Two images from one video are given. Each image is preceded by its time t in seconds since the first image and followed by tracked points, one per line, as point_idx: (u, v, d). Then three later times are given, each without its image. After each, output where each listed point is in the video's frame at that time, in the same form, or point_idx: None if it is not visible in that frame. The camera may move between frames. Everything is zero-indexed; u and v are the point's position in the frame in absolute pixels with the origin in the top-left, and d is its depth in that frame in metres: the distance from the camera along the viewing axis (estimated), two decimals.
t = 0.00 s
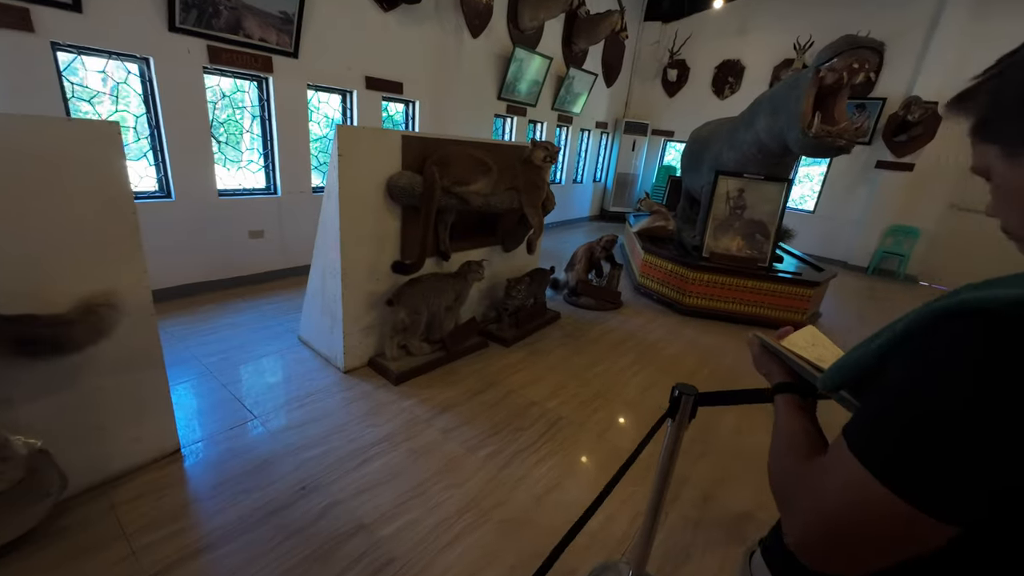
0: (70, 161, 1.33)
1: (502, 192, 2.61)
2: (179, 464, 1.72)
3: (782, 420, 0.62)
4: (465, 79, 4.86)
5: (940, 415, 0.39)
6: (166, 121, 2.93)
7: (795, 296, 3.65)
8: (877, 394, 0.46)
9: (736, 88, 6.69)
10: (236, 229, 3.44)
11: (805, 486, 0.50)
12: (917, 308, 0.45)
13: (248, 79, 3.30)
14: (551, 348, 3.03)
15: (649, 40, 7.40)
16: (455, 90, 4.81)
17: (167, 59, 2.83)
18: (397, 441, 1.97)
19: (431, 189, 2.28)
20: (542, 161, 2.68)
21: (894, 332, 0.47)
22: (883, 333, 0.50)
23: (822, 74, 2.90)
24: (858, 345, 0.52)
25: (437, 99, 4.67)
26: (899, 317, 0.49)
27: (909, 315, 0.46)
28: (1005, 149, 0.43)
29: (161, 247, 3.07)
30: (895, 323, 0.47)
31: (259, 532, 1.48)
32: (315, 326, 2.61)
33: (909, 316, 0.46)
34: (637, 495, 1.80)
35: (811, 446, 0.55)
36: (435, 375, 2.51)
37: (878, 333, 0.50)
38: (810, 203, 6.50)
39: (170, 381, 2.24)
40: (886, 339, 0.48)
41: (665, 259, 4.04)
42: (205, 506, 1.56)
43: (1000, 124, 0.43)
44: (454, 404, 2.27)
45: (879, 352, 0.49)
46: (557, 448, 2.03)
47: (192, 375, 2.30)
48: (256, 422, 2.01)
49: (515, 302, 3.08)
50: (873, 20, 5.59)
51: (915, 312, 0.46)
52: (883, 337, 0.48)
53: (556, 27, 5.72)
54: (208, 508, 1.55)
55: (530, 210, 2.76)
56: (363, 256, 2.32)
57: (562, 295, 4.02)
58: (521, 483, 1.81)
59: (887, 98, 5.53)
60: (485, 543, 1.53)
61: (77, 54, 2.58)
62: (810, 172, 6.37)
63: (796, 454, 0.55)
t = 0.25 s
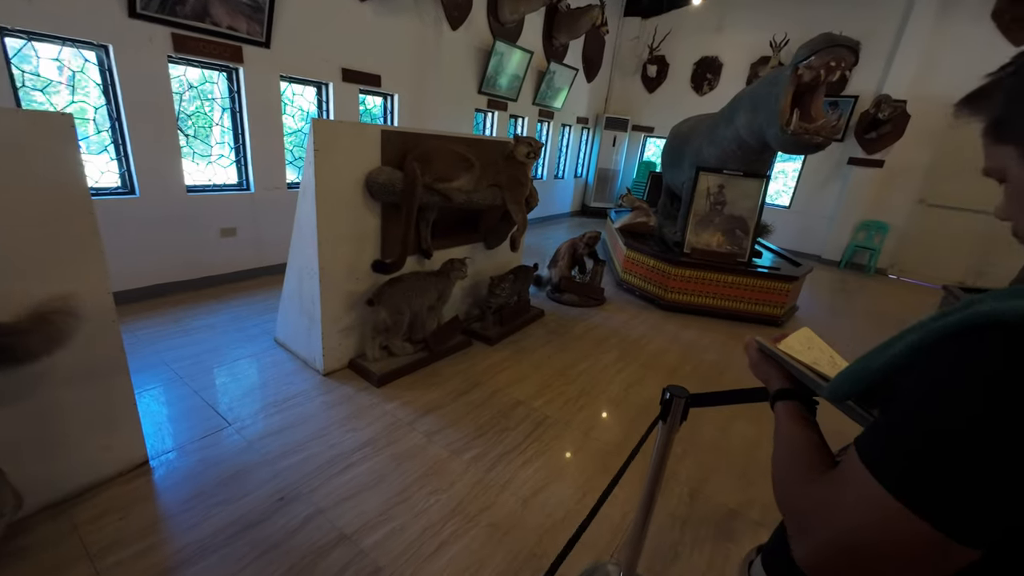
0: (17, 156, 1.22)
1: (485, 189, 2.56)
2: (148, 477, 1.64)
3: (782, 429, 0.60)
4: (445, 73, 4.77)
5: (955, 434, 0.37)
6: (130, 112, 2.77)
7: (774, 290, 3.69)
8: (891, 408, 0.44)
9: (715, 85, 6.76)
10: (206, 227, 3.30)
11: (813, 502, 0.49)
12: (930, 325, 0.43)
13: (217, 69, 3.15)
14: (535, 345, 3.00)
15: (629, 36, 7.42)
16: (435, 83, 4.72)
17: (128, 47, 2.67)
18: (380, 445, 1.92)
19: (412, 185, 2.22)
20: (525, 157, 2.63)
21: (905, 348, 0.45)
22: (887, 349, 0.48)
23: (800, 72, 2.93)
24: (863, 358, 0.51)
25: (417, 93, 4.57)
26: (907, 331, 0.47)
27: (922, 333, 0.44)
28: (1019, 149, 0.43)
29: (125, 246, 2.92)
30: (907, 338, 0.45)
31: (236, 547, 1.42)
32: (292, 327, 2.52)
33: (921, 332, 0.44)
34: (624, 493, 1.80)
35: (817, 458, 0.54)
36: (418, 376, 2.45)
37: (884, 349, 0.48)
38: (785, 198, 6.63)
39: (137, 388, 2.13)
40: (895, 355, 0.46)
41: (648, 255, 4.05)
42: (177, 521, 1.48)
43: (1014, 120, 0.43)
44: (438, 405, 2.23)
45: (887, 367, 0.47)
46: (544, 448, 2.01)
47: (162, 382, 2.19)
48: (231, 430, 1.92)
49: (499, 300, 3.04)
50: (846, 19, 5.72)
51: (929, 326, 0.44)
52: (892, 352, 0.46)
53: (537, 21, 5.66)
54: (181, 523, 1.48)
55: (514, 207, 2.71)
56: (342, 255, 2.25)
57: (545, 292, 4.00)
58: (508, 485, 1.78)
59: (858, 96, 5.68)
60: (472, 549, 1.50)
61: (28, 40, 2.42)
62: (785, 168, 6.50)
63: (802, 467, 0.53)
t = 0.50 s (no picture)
0: None
1: (474, 184, 2.52)
2: (127, 485, 1.57)
3: (793, 423, 0.60)
4: (429, 66, 4.70)
5: (988, 432, 0.36)
6: (100, 105, 2.65)
7: (759, 285, 3.74)
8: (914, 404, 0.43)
9: (698, 81, 6.82)
10: (184, 225, 3.19)
11: (835, 501, 0.48)
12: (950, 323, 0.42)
13: (192, 60, 3.03)
14: (525, 342, 2.99)
15: (613, 31, 7.42)
16: (419, 77, 4.64)
17: (96, 35, 2.55)
18: (371, 446, 1.88)
19: (399, 180, 2.16)
20: (514, 151, 2.60)
21: (922, 345, 0.43)
22: (901, 346, 0.47)
23: (784, 68, 2.95)
24: (876, 355, 0.50)
25: (401, 87, 4.49)
26: (922, 327, 0.46)
27: (940, 330, 0.42)
28: None
29: (98, 244, 2.80)
30: (923, 336, 0.44)
31: (223, 556, 1.37)
32: (276, 327, 2.45)
33: (939, 330, 0.42)
34: (618, 489, 1.80)
35: (833, 454, 0.53)
36: (408, 375, 2.41)
37: (898, 346, 0.47)
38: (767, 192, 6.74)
39: (113, 393, 2.04)
40: (911, 352, 0.44)
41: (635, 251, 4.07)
42: (159, 531, 1.42)
43: None
44: (429, 404, 2.19)
45: (902, 365, 0.45)
46: (537, 445, 2.00)
47: (139, 386, 2.11)
48: (214, 434, 1.86)
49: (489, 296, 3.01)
50: (825, 17, 5.81)
51: (948, 323, 0.42)
52: (907, 349, 0.45)
53: (522, 15, 5.61)
54: (163, 532, 1.42)
55: (503, 202, 2.67)
56: (328, 252, 2.19)
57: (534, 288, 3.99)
58: (503, 484, 1.76)
59: (837, 93, 5.78)
60: (468, 550, 1.47)
61: None
62: (766, 164, 6.61)
63: (820, 464, 0.52)
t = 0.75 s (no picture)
0: None
1: (468, 181, 2.50)
2: (120, 493, 1.53)
3: (808, 418, 0.62)
4: (419, 63, 4.65)
5: (1004, 430, 0.37)
6: (80, 101, 2.57)
7: (749, 280, 3.79)
8: (933, 400, 0.44)
9: (686, 78, 6.88)
10: (169, 225, 3.11)
11: (859, 496, 0.49)
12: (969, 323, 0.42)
13: (175, 56, 2.96)
14: (520, 340, 2.99)
15: (601, 29, 7.44)
16: (408, 74, 4.60)
17: (75, 30, 2.47)
18: (370, 447, 1.87)
19: (394, 179, 2.14)
20: (507, 149, 2.59)
21: (941, 344, 0.44)
22: (918, 345, 0.47)
23: (773, 66, 2.99)
24: (892, 353, 0.50)
25: (390, 84, 4.44)
26: (939, 325, 0.47)
27: (960, 328, 0.42)
28: None
29: (81, 246, 2.72)
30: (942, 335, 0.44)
31: (223, 562, 1.34)
32: (269, 329, 2.42)
33: (958, 329, 0.43)
34: (619, 485, 1.81)
35: (853, 449, 0.54)
36: (404, 375, 2.40)
37: (914, 345, 0.47)
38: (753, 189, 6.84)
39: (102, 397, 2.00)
40: (929, 351, 0.45)
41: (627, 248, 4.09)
42: (156, 539, 1.39)
43: None
44: (427, 404, 2.18)
45: (921, 364, 0.46)
46: (536, 443, 2.00)
47: (128, 391, 2.06)
48: (208, 439, 1.83)
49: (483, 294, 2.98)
50: (808, 17, 5.91)
51: (967, 322, 0.43)
52: (925, 347, 0.45)
53: (510, 11, 5.59)
54: (160, 540, 1.39)
55: (497, 200, 2.66)
56: (321, 252, 2.16)
57: (527, 286, 4.00)
58: (504, 482, 1.76)
59: (821, 91, 5.88)
60: (472, 549, 1.47)
61: None
62: (753, 161, 6.71)
63: (839, 458, 0.54)
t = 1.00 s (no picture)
0: None
1: (463, 181, 2.51)
2: (120, 497, 1.52)
3: (808, 410, 0.67)
4: (410, 62, 4.64)
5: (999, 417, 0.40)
6: (67, 101, 2.53)
7: (740, 276, 3.85)
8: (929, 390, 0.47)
9: (675, 77, 6.94)
10: (160, 226, 3.08)
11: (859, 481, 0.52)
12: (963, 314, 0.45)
13: (164, 55, 2.92)
14: (516, 338, 3.01)
15: (591, 27, 7.47)
16: (400, 73, 4.59)
17: (61, 29, 2.43)
18: (370, 447, 1.87)
19: (391, 179, 2.15)
20: (503, 149, 2.61)
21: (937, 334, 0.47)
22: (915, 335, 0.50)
23: (762, 66, 3.04)
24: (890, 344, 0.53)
25: (382, 83, 4.43)
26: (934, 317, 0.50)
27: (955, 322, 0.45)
28: None
29: (69, 248, 2.68)
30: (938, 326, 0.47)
31: (226, 564, 1.35)
32: (265, 330, 2.41)
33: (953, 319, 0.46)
34: (617, 479, 1.84)
35: (852, 439, 0.58)
36: (402, 375, 2.41)
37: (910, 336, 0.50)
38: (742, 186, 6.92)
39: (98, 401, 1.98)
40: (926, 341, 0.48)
41: (620, 246, 4.13)
42: (158, 541, 1.39)
43: None
44: (426, 403, 2.20)
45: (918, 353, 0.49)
46: (535, 440, 2.03)
47: (123, 395, 2.04)
48: (207, 441, 1.82)
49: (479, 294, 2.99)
50: (795, 16, 5.99)
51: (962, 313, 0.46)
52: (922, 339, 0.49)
53: (501, 10, 5.59)
54: (162, 543, 1.39)
55: (493, 200, 2.67)
56: (318, 252, 2.16)
57: (522, 284, 4.02)
58: (504, 478, 1.78)
59: (808, 89, 5.97)
60: (475, 545, 1.49)
61: None
62: (741, 158, 6.79)
63: (840, 447, 0.58)
